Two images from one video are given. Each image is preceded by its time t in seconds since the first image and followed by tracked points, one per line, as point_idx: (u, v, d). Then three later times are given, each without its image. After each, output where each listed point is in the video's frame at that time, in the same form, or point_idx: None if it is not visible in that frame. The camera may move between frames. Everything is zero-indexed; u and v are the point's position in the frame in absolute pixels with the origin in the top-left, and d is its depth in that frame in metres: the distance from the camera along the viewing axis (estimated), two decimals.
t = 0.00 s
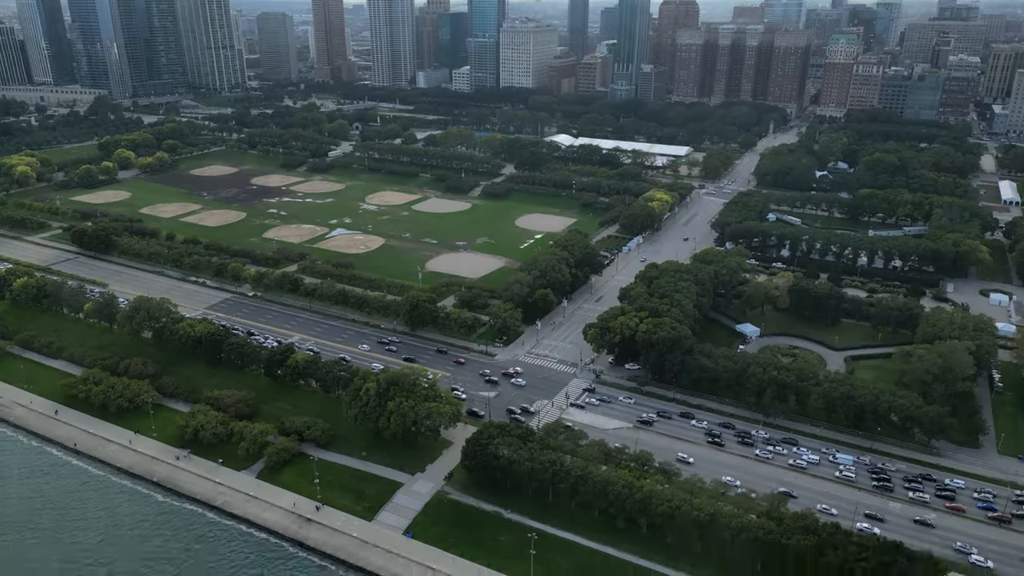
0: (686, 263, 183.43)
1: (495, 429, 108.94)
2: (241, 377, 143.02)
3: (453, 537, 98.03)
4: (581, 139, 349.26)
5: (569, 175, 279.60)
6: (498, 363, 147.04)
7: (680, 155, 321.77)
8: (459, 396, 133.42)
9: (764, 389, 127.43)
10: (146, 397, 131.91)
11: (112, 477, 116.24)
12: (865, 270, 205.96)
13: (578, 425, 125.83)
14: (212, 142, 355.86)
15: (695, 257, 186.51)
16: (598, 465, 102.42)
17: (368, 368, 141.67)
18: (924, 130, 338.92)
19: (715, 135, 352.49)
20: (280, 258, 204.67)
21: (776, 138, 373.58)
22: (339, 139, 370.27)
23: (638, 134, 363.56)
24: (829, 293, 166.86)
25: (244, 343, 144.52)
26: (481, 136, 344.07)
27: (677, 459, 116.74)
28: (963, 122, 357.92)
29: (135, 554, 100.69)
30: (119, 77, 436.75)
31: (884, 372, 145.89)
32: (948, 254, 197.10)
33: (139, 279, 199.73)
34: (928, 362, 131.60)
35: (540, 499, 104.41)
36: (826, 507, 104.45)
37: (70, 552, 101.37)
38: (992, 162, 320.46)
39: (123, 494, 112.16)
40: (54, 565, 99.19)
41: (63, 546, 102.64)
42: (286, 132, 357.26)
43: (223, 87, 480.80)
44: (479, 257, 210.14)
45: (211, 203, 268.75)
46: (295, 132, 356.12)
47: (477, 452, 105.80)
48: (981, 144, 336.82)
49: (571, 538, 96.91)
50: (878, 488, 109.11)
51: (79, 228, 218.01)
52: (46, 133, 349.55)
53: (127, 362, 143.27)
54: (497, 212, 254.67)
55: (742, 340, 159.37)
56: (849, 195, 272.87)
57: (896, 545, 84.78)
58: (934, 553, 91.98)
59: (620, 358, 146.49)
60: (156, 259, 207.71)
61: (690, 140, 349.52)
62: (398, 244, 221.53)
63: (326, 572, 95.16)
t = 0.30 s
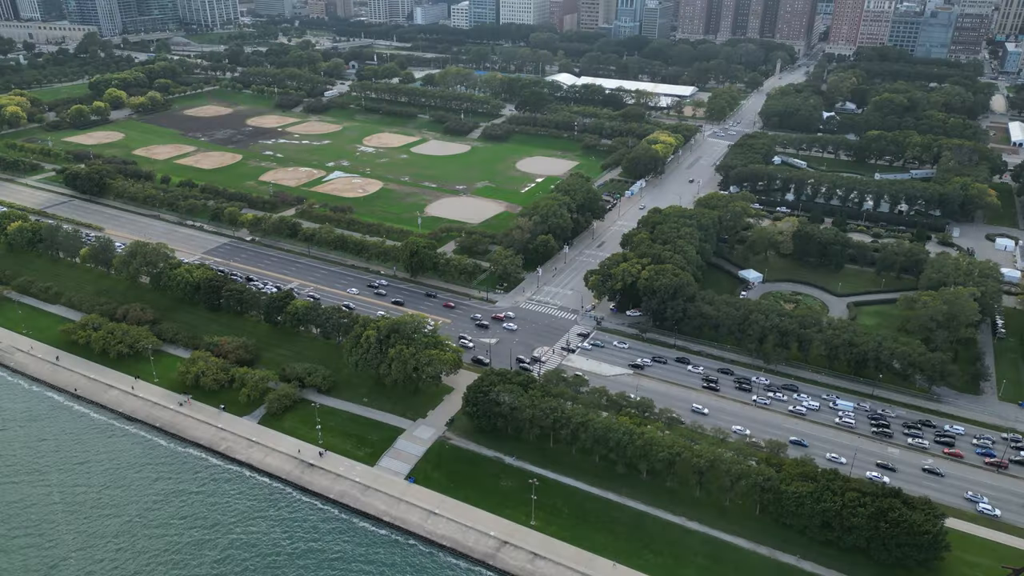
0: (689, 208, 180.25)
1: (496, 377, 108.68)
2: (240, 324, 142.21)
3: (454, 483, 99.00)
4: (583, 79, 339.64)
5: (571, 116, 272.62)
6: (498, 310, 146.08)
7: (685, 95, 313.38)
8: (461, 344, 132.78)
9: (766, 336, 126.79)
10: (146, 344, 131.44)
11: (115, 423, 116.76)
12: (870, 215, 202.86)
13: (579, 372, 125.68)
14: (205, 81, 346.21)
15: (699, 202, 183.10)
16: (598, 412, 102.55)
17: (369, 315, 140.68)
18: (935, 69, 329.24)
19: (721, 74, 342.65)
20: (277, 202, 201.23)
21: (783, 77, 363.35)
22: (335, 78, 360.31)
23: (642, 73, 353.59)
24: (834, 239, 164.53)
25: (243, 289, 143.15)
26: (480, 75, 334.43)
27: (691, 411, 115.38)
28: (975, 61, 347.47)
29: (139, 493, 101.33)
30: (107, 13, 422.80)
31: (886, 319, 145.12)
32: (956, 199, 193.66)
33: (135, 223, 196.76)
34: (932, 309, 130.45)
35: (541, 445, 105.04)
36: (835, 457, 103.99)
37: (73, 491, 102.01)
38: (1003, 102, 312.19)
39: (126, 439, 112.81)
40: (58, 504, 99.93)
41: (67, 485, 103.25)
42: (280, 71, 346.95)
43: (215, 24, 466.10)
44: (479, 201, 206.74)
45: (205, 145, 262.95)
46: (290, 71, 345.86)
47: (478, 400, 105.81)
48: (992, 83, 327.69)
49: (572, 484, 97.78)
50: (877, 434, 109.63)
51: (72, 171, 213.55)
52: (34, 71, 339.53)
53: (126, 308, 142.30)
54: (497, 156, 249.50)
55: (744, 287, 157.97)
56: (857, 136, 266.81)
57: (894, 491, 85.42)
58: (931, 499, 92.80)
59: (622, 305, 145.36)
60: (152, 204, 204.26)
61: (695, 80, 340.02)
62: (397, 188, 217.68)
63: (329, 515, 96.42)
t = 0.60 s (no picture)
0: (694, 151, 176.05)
1: (497, 326, 107.79)
2: (238, 270, 140.62)
3: (455, 430, 99.49)
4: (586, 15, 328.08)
5: (574, 54, 264.07)
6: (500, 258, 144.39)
7: (691, 33, 303.11)
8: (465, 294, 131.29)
9: (770, 283, 125.28)
10: (144, 290, 130.26)
11: (115, 370, 116.74)
12: (878, 158, 198.56)
13: (580, 320, 124.84)
14: (195, 18, 334.72)
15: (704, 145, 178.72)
16: (599, 360, 102.06)
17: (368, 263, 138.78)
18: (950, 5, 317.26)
19: (729, 11, 330.73)
20: (272, 145, 196.75)
21: (793, 14, 350.89)
22: (329, 14, 348.19)
23: (647, 10, 341.30)
24: (842, 184, 161.13)
25: (240, 236, 140.99)
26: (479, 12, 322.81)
27: (705, 362, 114.51)
28: None
29: (141, 438, 102.03)
30: None
31: (891, 266, 143.40)
32: (967, 142, 189.07)
33: (129, 166, 192.84)
34: (939, 256, 128.45)
35: (542, 393, 105.10)
36: (846, 409, 103.70)
37: (76, 436, 102.54)
38: (1019, 41, 302.03)
39: (127, 386, 112.96)
40: (62, 447, 100.69)
41: (70, 429, 103.75)
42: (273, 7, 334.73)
43: None
44: (479, 145, 202.18)
45: (198, 85, 255.76)
46: (282, 7, 333.78)
47: (479, 349, 105.23)
48: (1009, 20, 316.33)
49: (573, 432, 98.23)
50: (879, 382, 109.57)
51: (62, 112, 208.12)
52: (18, 6, 327.92)
53: (122, 254, 140.53)
54: (498, 96, 242.90)
55: (748, 234, 155.58)
56: (867, 76, 259.08)
57: (894, 440, 85.66)
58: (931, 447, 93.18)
59: (624, 252, 143.38)
60: (145, 146, 199.76)
61: (701, 17, 328.44)
62: (395, 131, 212.42)
63: (331, 461, 97.26)
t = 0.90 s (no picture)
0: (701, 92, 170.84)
1: (498, 275, 106.58)
2: (235, 217, 138.30)
3: (457, 379, 99.47)
4: None
5: None
6: (501, 204, 141.90)
7: None
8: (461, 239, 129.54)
9: (775, 231, 123.28)
10: (140, 237, 128.35)
11: (114, 318, 116.02)
12: (889, 100, 192.95)
13: (582, 268, 123.41)
14: None
15: (711, 86, 173.31)
16: (601, 310, 101.19)
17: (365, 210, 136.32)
18: None
19: None
20: (266, 86, 190.97)
21: None
22: None
23: None
24: (851, 127, 156.95)
25: (236, 181, 138.10)
26: None
27: (722, 316, 112.38)
28: None
29: (142, 385, 102.07)
30: None
31: (898, 212, 140.95)
32: (981, 83, 183.39)
33: (120, 108, 187.65)
34: (949, 201, 125.37)
35: (543, 342, 104.73)
36: (859, 360, 102.68)
37: (77, 383, 102.53)
38: None
39: (127, 334, 112.40)
40: (63, 395, 100.75)
41: (70, 377, 103.63)
42: None
43: None
44: (478, 86, 196.29)
45: (188, 22, 246.82)
46: None
47: (480, 299, 104.32)
48: None
49: (575, 381, 98.18)
50: (882, 331, 109.00)
51: (48, 51, 201.32)
52: None
53: (117, 200, 138.00)
54: (498, 35, 234.65)
55: (753, 179, 152.40)
56: (880, 13, 249.72)
57: (897, 390, 85.53)
58: (933, 397, 93.27)
59: (627, 199, 140.58)
60: (136, 88, 194.02)
61: None
62: (392, 71, 205.95)
63: (332, 410, 97.66)
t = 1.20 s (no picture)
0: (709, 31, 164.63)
1: (499, 224, 104.85)
2: (230, 162, 135.02)
3: (458, 329, 98.99)
4: None
5: None
6: (502, 150, 138.39)
7: None
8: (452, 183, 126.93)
9: (781, 177, 120.12)
10: (134, 183, 125.60)
11: (110, 265, 114.60)
12: (902, 39, 186.35)
13: (585, 216, 121.25)
14: None
15: (719, 24, 166.78)
16: (603, 260, 99.81)
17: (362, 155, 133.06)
18: None
19: None
20: (258, 24, 184.12)
21: None
22: None
23: None
24: (863, 68, 151.71)
25: (230, 125, 134.25)
26: None
27: (740, 269, 109.81)
28: None
29: (140, 334, 101.66)
30: None
31: (909, 157, 136.70)
32: (998, 22, 176.63)
33: (108, 48, 181.38)
34: (960, 146, 121.38)
35: (544, 293, 103.73)
36: (872, 313, 101.09)
37: (74, 332, 102.05)
38: None
39: (123, 282, 111.22)
40: (61, 343, 100.32)
41: (67, 325, 103.03)
42: None
43: None
44: (478, 24, 189.25)
45: None
46: None
47: (481, 248, 102.76)
48: None
49: (576, 331, 97.69)
50: (887, 280, 107.68)
51: None
52: None
53: (108, 144, 134.53)
54: None
55: (761, 123, 147.70)
56: None
57: (901, 341, 84.94)
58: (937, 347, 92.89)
59: (631, 144, 137.69)
60: (124, 26, 187.19)
61: None
62: (388, 8, 198.31)
63: (332, 360, 97.55)
